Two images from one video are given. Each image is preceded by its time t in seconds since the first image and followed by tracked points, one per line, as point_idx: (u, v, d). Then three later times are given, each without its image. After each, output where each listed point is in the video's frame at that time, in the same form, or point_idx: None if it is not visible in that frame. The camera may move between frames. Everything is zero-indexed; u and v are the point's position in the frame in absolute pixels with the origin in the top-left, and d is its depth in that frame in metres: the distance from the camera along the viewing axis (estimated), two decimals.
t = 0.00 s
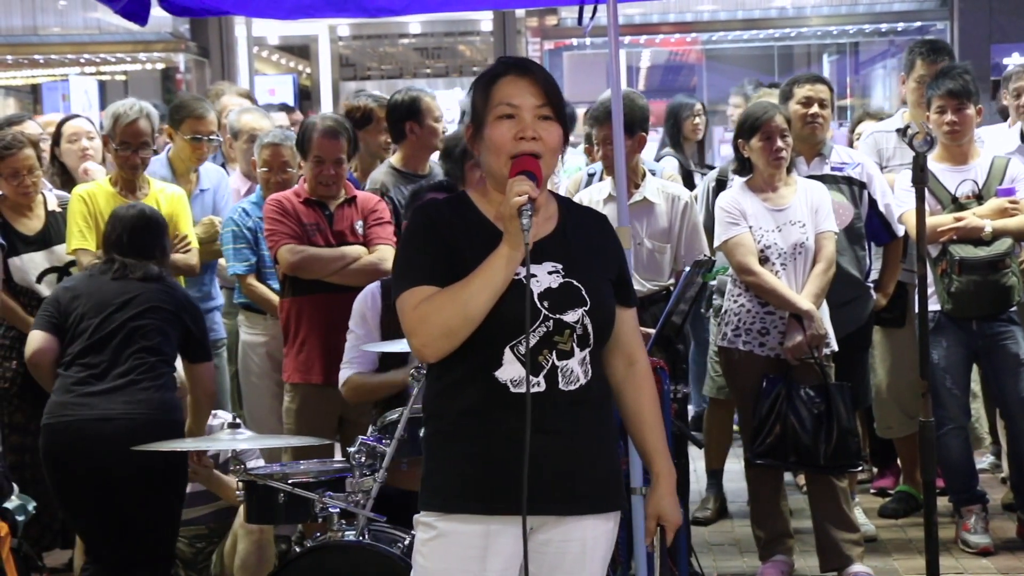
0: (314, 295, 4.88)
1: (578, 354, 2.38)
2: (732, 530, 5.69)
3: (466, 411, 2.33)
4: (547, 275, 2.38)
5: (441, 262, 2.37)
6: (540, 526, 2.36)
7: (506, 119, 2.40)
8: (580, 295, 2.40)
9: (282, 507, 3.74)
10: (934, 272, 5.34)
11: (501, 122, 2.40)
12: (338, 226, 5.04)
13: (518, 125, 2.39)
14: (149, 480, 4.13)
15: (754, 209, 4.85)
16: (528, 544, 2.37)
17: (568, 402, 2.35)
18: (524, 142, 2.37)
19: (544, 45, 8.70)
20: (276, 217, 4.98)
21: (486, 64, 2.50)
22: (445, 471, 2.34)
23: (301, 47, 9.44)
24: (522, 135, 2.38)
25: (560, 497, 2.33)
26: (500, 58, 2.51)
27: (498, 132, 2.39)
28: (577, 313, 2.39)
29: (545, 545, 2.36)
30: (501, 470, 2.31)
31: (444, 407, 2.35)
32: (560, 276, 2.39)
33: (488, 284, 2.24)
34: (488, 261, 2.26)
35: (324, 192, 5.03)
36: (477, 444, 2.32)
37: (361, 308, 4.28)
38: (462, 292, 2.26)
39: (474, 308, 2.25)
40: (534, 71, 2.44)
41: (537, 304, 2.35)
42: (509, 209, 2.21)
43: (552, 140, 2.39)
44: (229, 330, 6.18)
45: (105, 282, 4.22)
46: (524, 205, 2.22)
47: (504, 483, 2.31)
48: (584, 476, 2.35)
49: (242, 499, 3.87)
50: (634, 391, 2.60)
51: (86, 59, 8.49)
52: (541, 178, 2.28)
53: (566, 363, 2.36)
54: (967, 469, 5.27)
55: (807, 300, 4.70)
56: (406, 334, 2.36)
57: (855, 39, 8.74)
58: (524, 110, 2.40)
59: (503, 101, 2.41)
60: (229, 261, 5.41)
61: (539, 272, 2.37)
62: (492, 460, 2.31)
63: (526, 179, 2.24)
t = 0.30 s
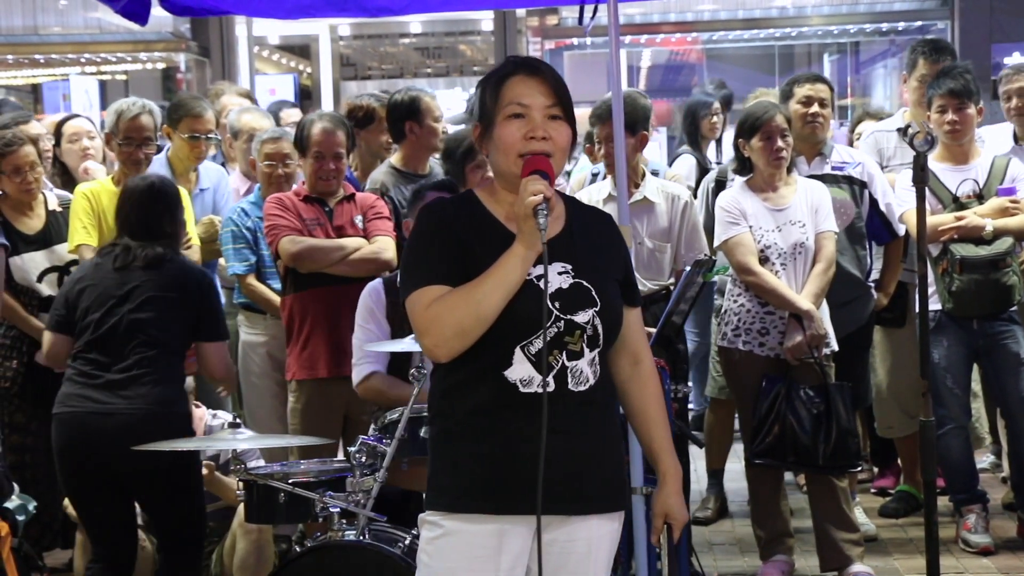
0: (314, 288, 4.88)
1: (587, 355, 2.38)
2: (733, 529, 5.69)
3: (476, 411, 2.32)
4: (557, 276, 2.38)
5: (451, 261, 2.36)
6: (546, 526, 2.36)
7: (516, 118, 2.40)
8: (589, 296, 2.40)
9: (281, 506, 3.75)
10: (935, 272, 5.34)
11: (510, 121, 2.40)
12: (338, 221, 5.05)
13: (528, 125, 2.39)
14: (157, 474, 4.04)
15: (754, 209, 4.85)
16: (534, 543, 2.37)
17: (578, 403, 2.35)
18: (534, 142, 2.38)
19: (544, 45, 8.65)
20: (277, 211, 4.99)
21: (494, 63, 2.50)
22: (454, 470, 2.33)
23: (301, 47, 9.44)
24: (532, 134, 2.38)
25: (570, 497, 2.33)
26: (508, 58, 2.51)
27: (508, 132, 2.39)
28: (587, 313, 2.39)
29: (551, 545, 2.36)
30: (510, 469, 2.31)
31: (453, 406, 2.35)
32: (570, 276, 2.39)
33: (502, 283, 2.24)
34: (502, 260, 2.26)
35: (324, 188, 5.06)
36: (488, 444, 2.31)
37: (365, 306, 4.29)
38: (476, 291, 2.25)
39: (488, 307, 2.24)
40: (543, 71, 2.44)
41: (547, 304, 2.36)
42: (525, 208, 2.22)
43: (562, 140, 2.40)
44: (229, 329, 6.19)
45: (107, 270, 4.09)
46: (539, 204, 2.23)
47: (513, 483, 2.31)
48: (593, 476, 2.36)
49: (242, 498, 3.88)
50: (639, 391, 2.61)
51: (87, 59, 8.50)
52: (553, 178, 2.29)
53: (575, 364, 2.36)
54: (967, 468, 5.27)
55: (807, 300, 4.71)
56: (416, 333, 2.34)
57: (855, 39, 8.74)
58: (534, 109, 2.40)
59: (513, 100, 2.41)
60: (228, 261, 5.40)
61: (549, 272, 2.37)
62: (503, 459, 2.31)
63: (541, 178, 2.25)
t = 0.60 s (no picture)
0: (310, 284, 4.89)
1: (589, 355, 2.38)
2: (733, 529, 5.69)
3: (480, 411, 2.32)
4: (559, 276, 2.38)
5: (455, 261, 2.35)
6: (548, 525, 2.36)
7: (520, 117, 2.40)
8: (592, 297, 2.40)
9: (281, 506, 3.75)
10: (935, 271, 5.34)
11: (515, 120, 2.40)
12: (336, 220, 5.06)
13: (532, 123, 2.39)
14: (171, 474, 3.97)
15: (754, 208, 4.85)
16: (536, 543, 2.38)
17: (580, 403, 2.35)
18: (538, 141, 2.38)
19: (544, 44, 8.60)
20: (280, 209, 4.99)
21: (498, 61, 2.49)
22: (458, 470, 2.33)
23: (301, 46, 9.45)
24: (536, 133, 2.38)
25: (572, 496, 2.33)
26: (512, 56, 2.50)
27: (512, 131, 2.39)
28: (590, 314, 2.39)
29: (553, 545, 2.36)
30: (513, 469, 2.30)
31: (457, 406, 2.35)
32: (573, 277, 2.38)
33: (507, 284, 2.24)
34: (507, 259, 2.25)
35: (328, 186, 5.06)
36: (491, 444, 2.31)
37: (361, 308, 4.30)
38: (481, 291, 2.25)
39: (494, 307, 2.24)
40: (547, 70, 2.44)
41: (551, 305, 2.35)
42: (531, 209, 2.22)
43: (566, 139, 2.40)
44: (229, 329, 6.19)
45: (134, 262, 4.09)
46: (545, 202, 2.22)
47: (516, 483, 2.30)
48: (594, 476, 2.36)
49: (242, 497, 3.89)
50: (639, 391, 2.61)
51: (87, 58, 8.50)
52: (558, 178, 2.29)
53: (578, 364, 2.36)
54: (968, 467, 5.28)
55: (807, 300, 4.71)
56: (421, 333, 2.34)
57: (855, 38, 8.74)
58: (539, 108, 2.40)
59: (517, 99, 2.41)
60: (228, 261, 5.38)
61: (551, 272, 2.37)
62: (507, 460, 2.30)
63: (547, 178, 2.25)
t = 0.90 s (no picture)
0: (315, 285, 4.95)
1: (590, 356, 2.38)
2: (734, 528, 5.69)
3: (481, 413, 2.31)
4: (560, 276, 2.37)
5: (456, 262, 2.35)
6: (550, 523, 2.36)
7: (526, 118, 2.40)
8: (593, 298, 2.40)
9: (282, 506, 3.76)
10: (935, 270, 5.34)
11: (520, 122, 2.40)
12: (341, 220, 5.07)
13: (537, 126, 2.39)
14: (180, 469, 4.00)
15: (755, 207, 4.85)
16: (535, 541, 2.38)
17: (581, 404, 2.35)
18: (543, 144, 2.38)
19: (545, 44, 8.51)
20: (282, 207, 5.00)
21: (502, 61, 2.49)
22: (459, 472, 2.32)
23: (301, 46, 9.48)
24: (541, 136, 2.39)
25: (572, 497, 2.33)
26: (517, 57, 2.50)
27: (517, 132, 2.39)
28: (591, 315, 2.39)
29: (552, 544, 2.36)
30: (513, 470, 2.30)
31: (457, 405, 2.35)
32: (574, 278, 2.38)
33: (511, 287, 2.24)
34: (510, 263, 2.25)
35: (332, 184, 5.05)
36: (490, 445, 2.31)
37: (360, 306, 4.30)
38: (483, 294, 2.25)
39: (496, 309, 2.24)
40: (553, 72, 2.44)
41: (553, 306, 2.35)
42: (538, 214, 2.23)
43: (570, 142, 2.40)
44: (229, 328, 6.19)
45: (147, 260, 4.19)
46: (552, 210, 2.23)
47: (514, 483, 2.30)
48: (594, 476, 2.36)
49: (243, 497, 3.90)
50: (636, 389, 2.61)
51: (88, 58, 8.52)
52: (563, 183, 2.30)
53: (579, 365, 2.35)
54: (969, 467, 5.28)
55: (807, 299, 4.71)
56: (420, 333, 2.34)
57: (856, 37, 8.75)
58: (544, 110, 2.40)
59: (523, 100, 2.40)
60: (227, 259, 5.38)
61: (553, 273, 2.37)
62: (506, 460, 2.30)
63: (553, 184, 2.26)
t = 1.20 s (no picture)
0: (313, 283, 4.97)
1: (586, 354, 2.38)
2: (735, 528, 5.68)
3: (479, 412, 2.31)
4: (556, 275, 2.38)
5: (452, 260, 2.34)
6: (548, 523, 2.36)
7: (521, 116, 2.40)
8: (589, 296, 2.41)
9: (282, 505, 3.75)
10: (936, 269, 5.34)
11: (515, 119, 2.40)
12: (340, 220, 5.09)
13: (532, 123, 2.39)
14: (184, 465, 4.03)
15: (756, 206, 4.84)
16: (533, 541, 2.37)
17: (579, 402, 2.36)
18: (539, 142, 2.39)
19: (546, 43, 8.48)
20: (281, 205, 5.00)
21: (496, 59, 2.49)
22: (457, 473, 2.32)
23: (302, 45, 9.47)
24: (537, 134, 2.39)
25: (570, 496, 2.34)
26: (510, 55, 2.50)
27: (512, 131, 2.39)
28: (587, 314, 2.40)
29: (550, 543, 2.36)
30: (511, 470, 2.30)
31: (454, 405, 2.34)
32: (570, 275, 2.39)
33: (510, 284, 2.24)
34: (509, 261, 2.25)
35: (335, 188, 5.08)
36: (489, 444, 2.30)
37: (364, 308, 4.30)
38: (482, 292, 2.25)
39: (495, 307, 2.24)
40: (547, 70, 2.45)
41: (550, 305, 2.35)
42: (536, 211, 2.22)
43: (565, 139, 2.41)
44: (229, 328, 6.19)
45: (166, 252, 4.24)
46: (551, 208, 2.23)
47: (512, 482, 2.30)
48: (592, 476, 2.37)
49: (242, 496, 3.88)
50: (630, 388, 2.61)
51: (88, 57, 8.48)
52: (560, 179, 2.29)
53: (576, 364, 2.36)
54: (969, 466, 5.28)
55: (808, 298, 4.71)
56: (417, 332, 2.33)
57: (856, 36, 8.75)
58: (540, 108, 2.40)
59: (518, 98, 2.41)
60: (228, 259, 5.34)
61: (549, 272, 2.37)
62: (505, 459, 2.30)
63: (551, 182, 2.25)
